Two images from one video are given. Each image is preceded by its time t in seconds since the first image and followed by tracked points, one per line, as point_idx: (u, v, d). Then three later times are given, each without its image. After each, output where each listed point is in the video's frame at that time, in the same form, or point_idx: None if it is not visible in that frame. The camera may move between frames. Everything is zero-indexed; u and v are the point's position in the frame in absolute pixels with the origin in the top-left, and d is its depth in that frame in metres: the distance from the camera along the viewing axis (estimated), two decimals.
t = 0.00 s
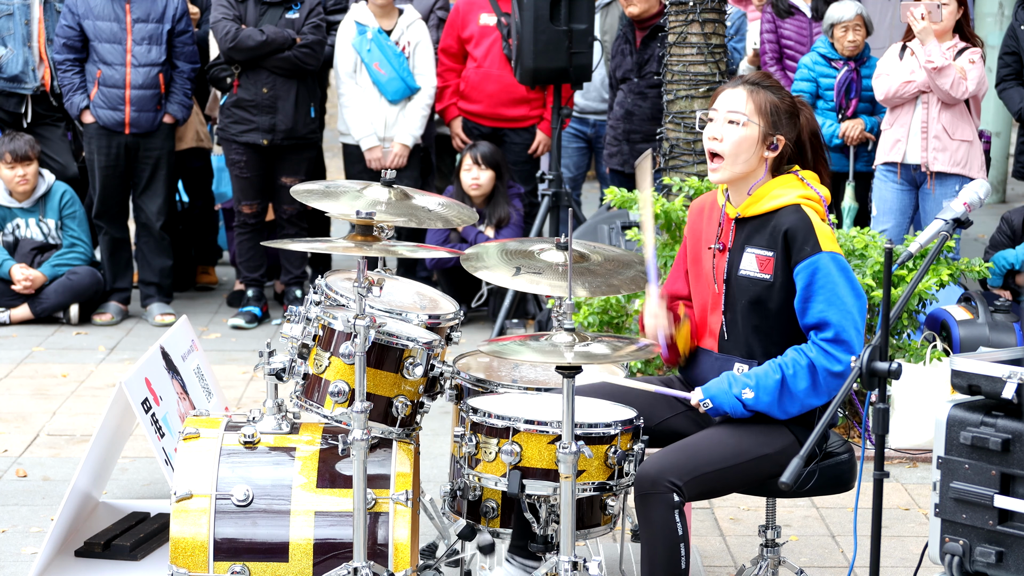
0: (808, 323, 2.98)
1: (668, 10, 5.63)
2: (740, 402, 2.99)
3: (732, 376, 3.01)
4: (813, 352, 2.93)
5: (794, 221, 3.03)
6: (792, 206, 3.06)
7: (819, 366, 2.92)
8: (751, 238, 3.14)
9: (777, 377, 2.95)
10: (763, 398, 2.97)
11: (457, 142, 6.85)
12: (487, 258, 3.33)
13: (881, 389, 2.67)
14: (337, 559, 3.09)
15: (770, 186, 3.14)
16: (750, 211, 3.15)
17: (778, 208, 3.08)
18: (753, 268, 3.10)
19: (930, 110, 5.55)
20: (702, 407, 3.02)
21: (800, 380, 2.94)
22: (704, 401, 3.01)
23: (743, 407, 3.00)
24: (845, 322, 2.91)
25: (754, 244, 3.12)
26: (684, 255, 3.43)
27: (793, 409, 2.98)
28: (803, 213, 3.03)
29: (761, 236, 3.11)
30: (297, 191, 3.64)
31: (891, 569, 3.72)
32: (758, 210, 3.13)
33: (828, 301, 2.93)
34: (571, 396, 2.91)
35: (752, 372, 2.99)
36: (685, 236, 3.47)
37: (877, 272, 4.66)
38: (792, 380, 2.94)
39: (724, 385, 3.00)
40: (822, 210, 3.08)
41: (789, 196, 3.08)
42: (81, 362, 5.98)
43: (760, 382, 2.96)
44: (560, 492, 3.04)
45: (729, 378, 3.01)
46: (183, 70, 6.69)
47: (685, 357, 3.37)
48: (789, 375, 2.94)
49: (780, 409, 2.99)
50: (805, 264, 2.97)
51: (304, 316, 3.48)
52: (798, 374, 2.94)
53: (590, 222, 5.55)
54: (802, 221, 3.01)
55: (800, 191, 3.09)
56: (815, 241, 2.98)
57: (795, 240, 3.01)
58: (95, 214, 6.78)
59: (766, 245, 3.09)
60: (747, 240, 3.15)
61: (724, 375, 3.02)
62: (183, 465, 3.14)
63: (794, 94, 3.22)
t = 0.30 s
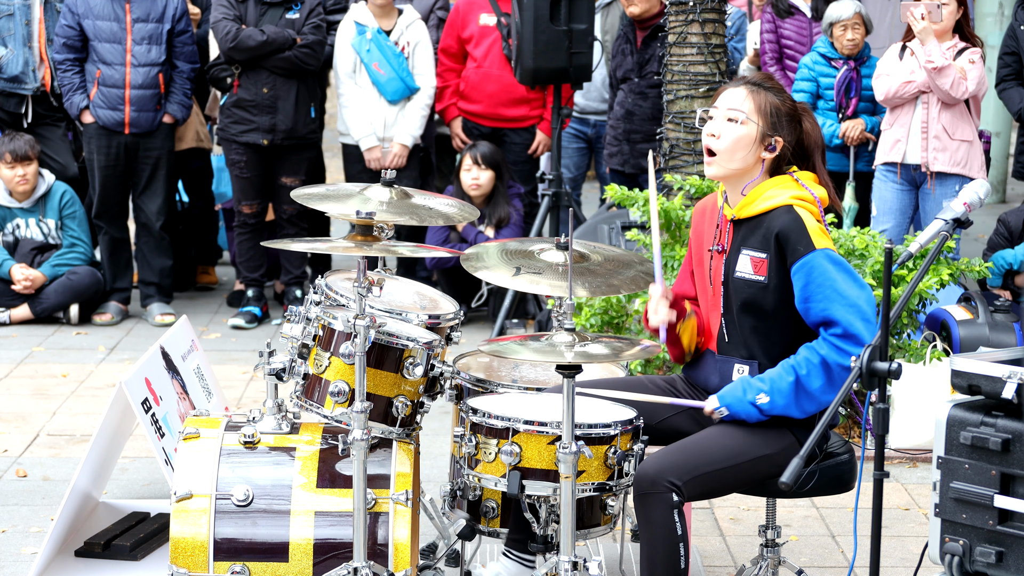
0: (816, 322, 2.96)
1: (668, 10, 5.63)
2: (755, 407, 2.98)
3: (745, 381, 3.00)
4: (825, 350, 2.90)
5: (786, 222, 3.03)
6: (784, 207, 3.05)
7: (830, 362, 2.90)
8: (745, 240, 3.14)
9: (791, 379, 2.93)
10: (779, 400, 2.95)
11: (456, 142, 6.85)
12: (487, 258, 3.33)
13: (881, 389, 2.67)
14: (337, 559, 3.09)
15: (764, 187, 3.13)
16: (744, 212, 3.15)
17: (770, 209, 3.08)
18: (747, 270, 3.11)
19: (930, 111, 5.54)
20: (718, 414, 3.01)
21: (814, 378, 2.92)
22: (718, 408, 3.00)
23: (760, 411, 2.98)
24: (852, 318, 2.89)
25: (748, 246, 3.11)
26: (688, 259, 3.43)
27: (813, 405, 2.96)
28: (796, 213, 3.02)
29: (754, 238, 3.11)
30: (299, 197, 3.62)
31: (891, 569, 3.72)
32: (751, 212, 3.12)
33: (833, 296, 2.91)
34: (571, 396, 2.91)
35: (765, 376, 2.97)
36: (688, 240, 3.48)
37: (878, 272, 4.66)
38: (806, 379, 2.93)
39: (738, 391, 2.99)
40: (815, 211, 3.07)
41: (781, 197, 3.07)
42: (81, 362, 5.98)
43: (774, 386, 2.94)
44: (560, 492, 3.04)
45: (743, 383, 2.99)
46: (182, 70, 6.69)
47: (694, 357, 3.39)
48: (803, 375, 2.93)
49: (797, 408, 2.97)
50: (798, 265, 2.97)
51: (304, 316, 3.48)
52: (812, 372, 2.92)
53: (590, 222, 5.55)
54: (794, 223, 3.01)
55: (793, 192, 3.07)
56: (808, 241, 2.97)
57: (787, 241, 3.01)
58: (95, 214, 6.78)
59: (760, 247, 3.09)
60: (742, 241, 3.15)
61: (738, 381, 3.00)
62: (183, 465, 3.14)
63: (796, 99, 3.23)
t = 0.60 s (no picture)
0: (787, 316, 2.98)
1: (668, 10, 5.63)
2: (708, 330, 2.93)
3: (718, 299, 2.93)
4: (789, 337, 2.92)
5: (794, 220, 3.02)
6: (792, 205, 3.05)
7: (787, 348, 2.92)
8: (752, 238, 3.13)
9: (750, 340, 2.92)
10: (729, 341, 2.93)
11: (456, 142, 6.84)
12: (487, 258, 3.33)
13: (882, 389, 2.68)
14: (337, 559, 3.09)
15: (770, 186, 3.13)
16: (751, 211, 3.14)
17: (778, 208, 3.07)
18: (753, 268, 3.10)
19: (930, 111, 5.54)
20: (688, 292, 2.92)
21: (763, 349, 2.93)
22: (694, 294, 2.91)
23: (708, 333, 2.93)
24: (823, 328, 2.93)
25: (754, 244, 3.11)
26: (690, 257, 3.43)
27: (746, 368, 2.97)
28: (803, 212, 3.02)
29: (761, 235, 3.10)
30: (298, 193, 3.63)
31: (891, 569, 3.72)
32: (759, 210, 3.11)
33: (811, 301, 2.94)
34: (570, 395, 2.91)
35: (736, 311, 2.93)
36: (691, 237, 3.48)
37: (877, 272, 4.66)
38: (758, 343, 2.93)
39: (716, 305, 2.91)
40: (822, 210, 3.07)
41: (790, 195, 3.06)
42: (81, 362, 5.98)
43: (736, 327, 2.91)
44: (560, 492, 3.04)
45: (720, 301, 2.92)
46: (182, 71, 6.69)
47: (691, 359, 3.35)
48: (757, 340, 2.93)
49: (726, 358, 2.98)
50: (800, 263, 2.97)
51: (304, 316, 3.48)
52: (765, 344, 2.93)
53: (590, 222, 5.55)
54: (802, 221, 3.01)
55: (801, 191, 3.07)
56: (811, 241, 2.99)
57: (793, 239, 3.01)
58: (95, 214, 6.77)
59: (766, 245, 3.08)
60: (748, 239, 3.14)
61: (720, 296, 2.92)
62: (183, 465, 3.14)
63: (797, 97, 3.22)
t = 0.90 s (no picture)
0: (810, 322, 2.98)
1: (668, 10, 5.63)
2: (741, 400, 3.00)
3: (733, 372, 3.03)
4: (816, 349, 2.94)
5: (790, 221, 3.03)
6: (790, 205, 3.05)
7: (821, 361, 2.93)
8: (750, 236, 3.13)
9: (779, 373, 2.96)
10: (763, 393, 2.98)
11: (456, 142, 6.84)
12: (488, 258, 3.33)
13: (882, 389, 2.67)
14: (337, 559, 3.09)
15: (770, 184, 3.13)
16: (749, 209, 3.15)
17: (776, 207, 3.08)
18: (751, 266, 3.10)
19: (931, 111, 5.54)
20: (704, 406, 3.03)
21: (803, 376, 2.95)
22: (705, 399, 3.02)
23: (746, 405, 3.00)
24: (846, 320, 2.91)
25: (753, 242, 3.11)
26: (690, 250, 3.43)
27: (799, 403, 2.98)
28: (800, 212, 3.02)
29: (759, 234, 3.11)
30: (298, 193, 3.63)
31: (891, 569, 3.72)
32: (757, 209, 3.12)
33: (828, 298, 2.93)
34: (571, 396, 2.91)
35: (753, 368, 3.00)
36: (692, 230, 3.47)
37: (878, 272, 4.66)
38: (793, 374, 2.96)
39: (725, 383, 3.01)
40: (821, 210, 3.06)
41: (788, 195, 3.07)
42: (81, 363, 5.98)
43: (761, 378, 2.98)
44: (560, 492, 3.04)
45: (729, 376, 3.02)
46: (182, 71, 6.68)
47: (690, 353, 3.34)
48: (792, 371, 2.96)
49: (783, 404, 2.99)
50: (799, 265, 2.97)
51: (304, 316, 3.48)
52: (801, 370, 2.95)
53: (590, 222, 5.55)
54: (799, 222, 3.01)
55: (799, 191, 3.07)
56: (811, 241, 2.97)
57: (790, 240, 3.01)
58: (95, 214, 6.77)
59: (765, 244, 3.08)
60: (747, 237, 3.15)
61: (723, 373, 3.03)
62: (184, 465, 3.14)
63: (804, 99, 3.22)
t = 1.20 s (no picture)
0: (807, 325, 2.96)
1: (668, 10, 5.63)
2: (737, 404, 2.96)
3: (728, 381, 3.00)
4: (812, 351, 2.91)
5: (793, 221, 3.03)
6: (794, 206, 3.05)
7: (818, 365, 2.91)
8: (754, 237, 3.13)
9: (775, 376, 2.93)
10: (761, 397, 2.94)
11: (456, 142, 6.84)
12: (488, 258, 3.33)
13: (882, 389, 2.67)
14: (337, 559, 3.09)
15: (775, 186, 3.14)
16: (754, 210, 3.15)
17: (780, 208, 3.08)
18: (754, 266, 3.10)
19: (931, 111, 5.54)
20: (702, 416, 3.00)
21: (799, 378, 2.92)
22: (704, 410, 2.99)
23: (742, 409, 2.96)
24: (842, 322, 2.90)
25: (757, 242, 3.11)
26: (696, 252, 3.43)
27: (797, 409, 2.94)
28: (804, 213, 3.02)
29: (763, 235, 3.11)
30: (298, 193, 3.62)
31: (891, 569, 3.72)
32: (761, 210, 3.13)
33: (824, 300, 2.92)
34: (571, 396, 2.91)
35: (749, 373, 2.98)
36: (698, 233, 3.48)
37: (878, 272, 4.66)
38: (789, 378, 2.92)
39: (721, 389, 2.99)
40: (826, 213, 3.06)
41: (793, 196, 3.07)
42: (81, 363, 5.98)
43: (758, 379, 2.94)
44: (560, 492, 3.04)
45: (726, 384, 3.00)
46: (182, 70, 6.68)
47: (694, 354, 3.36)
48: (788, 374, 2.93)
49: (781, 411, 2.95)
50: (800, 265, 2.97)
51: (304, 316, 3.48)
52: (798, 372, 2.92)
53: (590, 222, 5.55)
54: (801, 222, 3.01)
55: (805, 192, 3.07)
56: (813, 242, 2.97)
57: (793, 240, 3.01)
58: (95, 214, 6.77)
59: (768, 244, 3.08)
60: (750, 237, 3.15)
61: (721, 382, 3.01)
62: (184, 465, 3.14)
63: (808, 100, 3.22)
